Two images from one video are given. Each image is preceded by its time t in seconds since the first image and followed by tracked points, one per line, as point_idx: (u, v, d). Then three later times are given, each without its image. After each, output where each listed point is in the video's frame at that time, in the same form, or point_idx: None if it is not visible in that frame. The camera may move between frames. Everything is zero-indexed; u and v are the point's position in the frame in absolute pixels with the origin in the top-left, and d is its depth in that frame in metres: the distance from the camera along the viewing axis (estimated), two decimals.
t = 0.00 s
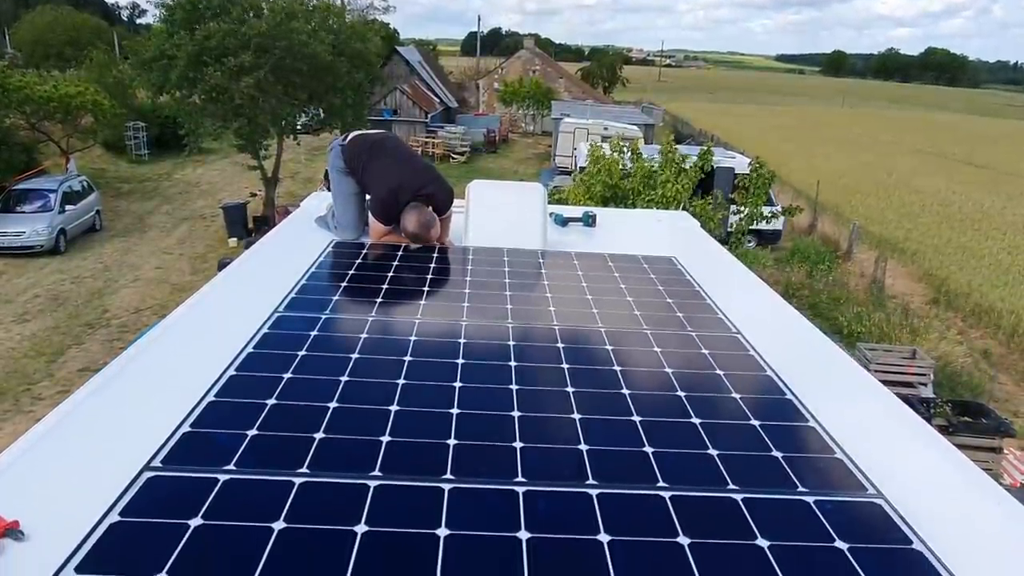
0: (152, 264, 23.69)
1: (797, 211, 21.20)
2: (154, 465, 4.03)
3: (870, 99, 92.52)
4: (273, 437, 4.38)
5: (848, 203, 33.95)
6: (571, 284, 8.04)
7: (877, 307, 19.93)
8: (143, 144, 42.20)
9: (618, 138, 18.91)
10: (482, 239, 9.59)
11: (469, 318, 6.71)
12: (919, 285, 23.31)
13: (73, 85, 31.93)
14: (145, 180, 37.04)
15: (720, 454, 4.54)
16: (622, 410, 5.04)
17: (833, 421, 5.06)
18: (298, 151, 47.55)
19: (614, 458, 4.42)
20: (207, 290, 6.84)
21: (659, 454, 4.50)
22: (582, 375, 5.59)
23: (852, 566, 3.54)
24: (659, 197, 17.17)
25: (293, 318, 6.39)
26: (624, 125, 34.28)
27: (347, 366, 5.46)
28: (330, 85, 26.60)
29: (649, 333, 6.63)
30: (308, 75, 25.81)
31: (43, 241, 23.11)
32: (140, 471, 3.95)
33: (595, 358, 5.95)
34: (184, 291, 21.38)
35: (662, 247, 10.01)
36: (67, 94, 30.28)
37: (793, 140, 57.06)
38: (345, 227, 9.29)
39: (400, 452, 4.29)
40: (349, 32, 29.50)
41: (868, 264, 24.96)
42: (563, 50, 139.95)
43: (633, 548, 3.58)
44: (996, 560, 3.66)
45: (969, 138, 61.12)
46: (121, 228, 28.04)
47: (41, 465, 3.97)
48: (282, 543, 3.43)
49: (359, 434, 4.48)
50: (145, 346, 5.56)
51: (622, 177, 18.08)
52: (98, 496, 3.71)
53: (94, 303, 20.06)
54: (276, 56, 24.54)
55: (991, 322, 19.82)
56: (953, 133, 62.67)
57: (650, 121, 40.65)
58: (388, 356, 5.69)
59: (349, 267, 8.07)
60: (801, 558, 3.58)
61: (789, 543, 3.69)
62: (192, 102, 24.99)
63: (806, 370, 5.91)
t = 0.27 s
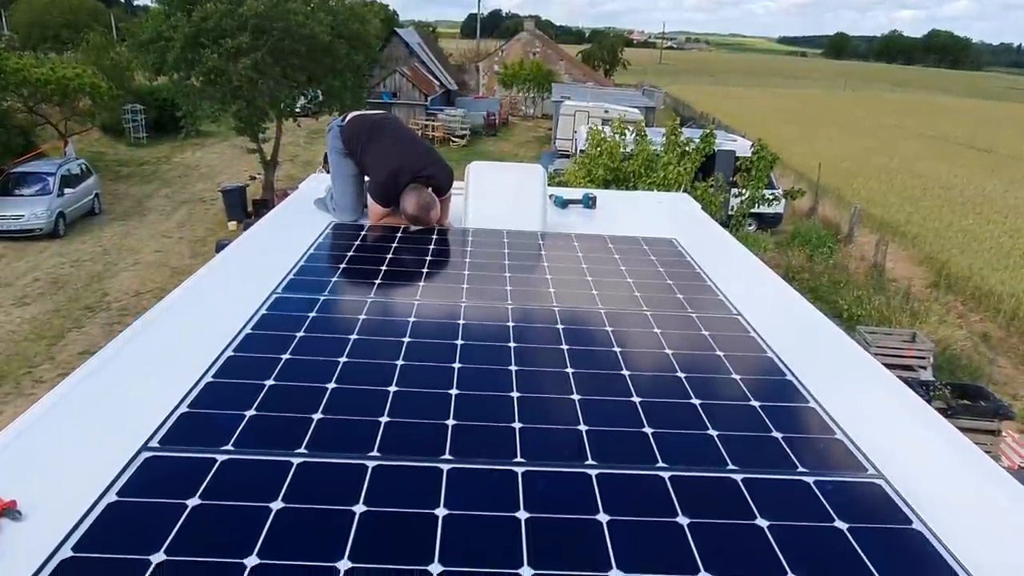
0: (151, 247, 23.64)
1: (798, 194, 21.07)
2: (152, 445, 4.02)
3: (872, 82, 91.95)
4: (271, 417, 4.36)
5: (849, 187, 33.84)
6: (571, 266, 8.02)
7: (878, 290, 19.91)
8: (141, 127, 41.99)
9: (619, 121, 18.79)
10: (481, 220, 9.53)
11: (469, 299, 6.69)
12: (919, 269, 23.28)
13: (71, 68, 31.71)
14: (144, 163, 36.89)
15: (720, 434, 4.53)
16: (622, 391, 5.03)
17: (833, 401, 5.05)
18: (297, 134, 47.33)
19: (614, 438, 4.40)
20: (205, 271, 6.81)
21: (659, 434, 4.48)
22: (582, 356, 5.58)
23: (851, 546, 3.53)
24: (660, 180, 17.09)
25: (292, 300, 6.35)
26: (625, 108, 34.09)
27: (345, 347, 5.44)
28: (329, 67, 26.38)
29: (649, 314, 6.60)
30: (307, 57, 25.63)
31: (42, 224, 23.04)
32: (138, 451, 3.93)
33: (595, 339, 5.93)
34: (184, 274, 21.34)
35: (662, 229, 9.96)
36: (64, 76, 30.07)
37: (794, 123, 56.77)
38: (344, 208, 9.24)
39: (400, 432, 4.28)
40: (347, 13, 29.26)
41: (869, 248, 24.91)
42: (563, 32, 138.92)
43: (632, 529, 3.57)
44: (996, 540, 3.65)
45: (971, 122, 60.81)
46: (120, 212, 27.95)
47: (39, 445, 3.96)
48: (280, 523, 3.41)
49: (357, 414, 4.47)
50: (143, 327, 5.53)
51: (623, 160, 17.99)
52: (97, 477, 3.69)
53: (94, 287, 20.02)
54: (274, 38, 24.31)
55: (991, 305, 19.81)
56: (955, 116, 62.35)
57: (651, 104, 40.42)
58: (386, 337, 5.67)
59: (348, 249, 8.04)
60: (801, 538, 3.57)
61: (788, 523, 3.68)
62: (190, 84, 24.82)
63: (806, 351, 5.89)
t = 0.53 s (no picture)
0: (150, 229, 23.57)
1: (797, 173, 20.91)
2: (149, 423, 4.01)
3: (875, 61, 91.20)
4: (269, 396, 4.35)
5: (850, 167, 33.67)
6: (571, 246, 7.97)
7: (878, 271, 19.86)
8: (139, 108, 41.73)
9: (619, 100, 18.64)
10: (480, 199, 9.47)
11: (468, 279, 6.65)
12: (920, 250, 23.21)
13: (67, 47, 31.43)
14: (142, 144, 36.69)
15: (719, 413, 4.52)
16: (621, 371, 5.01)
17: (833, 381, 5.04)
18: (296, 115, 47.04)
19: (613, 417, 4.39)
20: (202, 251, 6.76)
21: (658, 413, 4.47)
22: (581, 336, 5.56)
23: (849, 524, 3.53)
24: (660, 160, 16.99)
25: (290, 280, 6.32)
26: (625, 89, 33.83)
27: (343, 326, 5.42)
28: (327, 46, 26.11)
29: (649, 294, 6.57)
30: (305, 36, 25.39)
31: (41, 205, 22.95)
32: (135, 430, 3.92)
33: (594, 319, 5.91)
34: (183, 255, 21.29)
35: (662, 208, 9.91)
36: (60, 56, 29.82)
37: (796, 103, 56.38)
38: (341, 187, 9.18)
39: (398, 411, 4.27)
40: None
41: (870, 228, 24.83)
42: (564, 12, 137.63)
43: (630, 507, 3.56)
44: (995, 518, 3.66)
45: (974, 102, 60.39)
46: (119, 193, 27.84)
47: (36, 424, 3.94)
48: (278, 501, 3.42)
49: (355, 393, 4.45)
50: (141, 307, 5.50)
51: (623, 140, 17.87)
52: (94, 454, 3.69)
53: (93, 268, 19.95)
54: (271, 17, 24.05)
55: (991, 286, 19.77)
56: (958, 96, 61.91)
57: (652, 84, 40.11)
58: (384, 316, 5.65)
59: (346, 228, 7.99)
60: (799, 516, 3.57)
61: (787, 502, 3.68)
62: (187, 64, 24.61)
63: (806, 330, 5.87)
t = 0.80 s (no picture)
0: (150, 210, 23.50)
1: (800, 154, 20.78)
2: (146, 402, 4.00)
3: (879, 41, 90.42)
4: (266, 375, 4.34)
5: (852, 149, 33.48)
6: (571, 226, 7.93)
7: (879, 252, 19.81)
8: (138, 89, 41.47)
9: (620, 80, 18.48)
10: (479, 178, 9.40)
11: (466, 259, 6.62)
12: (921, 231, 23.13)
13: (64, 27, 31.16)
14: (141, 125, 36.49)
15: (718, 392, 4.50)
16: (620, 350, 5.00)
17: (833, 360, 5.01)
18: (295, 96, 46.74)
19: (612, 396, 4.38)
20: (199, 230, 6.72)
21: (657, 392, 4.46)
22: (580, 315, 5.54)
23: (847, 502, 3.53)
24: (661, 140, 16.88)
25: (288, 259, 6.29)
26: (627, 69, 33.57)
27: (341, 306, 5.40)
28: (326, 25, 25.87)
29: (648, 273, 6.54)
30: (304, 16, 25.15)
31: (40, 187, 22.85)
32: (131, 409, 3.91)
33: (593, 299, 5.88)
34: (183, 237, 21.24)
35: (663, 188, 9.83)
36: (57, 36, 29.57)
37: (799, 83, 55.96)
38: (339, 166, 9.11)
39: (397, 390, 4.26)
40: None
41: (872, 209, 24.72)
42: None
43: (628, 485, 3.56)
44: (993, 497, 3.65)
45: (978, 82, 59.93)
46: (118, 174, 27.72)
47: (32, 402, 3.94)
48: (275, 479, 3.41)
49: (353, 372, 4.44)
50: (137, 286, 5.47)
51: (624, 120, 17.75)
52: (90, 432, 3.68)
53: (93, 250, 19.89)
54: None
55: (993, 267, 19.72)
56: (962, 77, 61.44)
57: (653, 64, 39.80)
58: (382, 296, 5.62)
59: (344, 209, 7.95)
60: (797, 494, 3.56)
61: (785, 480, 3.67)
62: (185, 44, 24.39)
63: (806, 310, 5.83)
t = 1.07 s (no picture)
0: (150, 190, 23.41)
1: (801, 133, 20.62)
2: (145, 379, 4.00)
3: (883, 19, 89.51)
4: (266, 352, 4.33)
5: (855, 128, 33.25)
6: (571, 204, 7.89)
7: (881, 232, 19.74)
8: (136, 68, 41.12)
9: (622, 58, 18.30)
10: (478, 155, 9.34)
11: (466, 237, 6.60)
12: (923, 210, 23.03)
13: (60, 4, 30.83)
14: (139, 104, 36.23)
15: (718, 369, 4.50)
16: (619, 327, 5.00)
17: (832, 337, 5.01)
18: (294, 74, 46.39)
19: (611, 374, 4.37)
20: (199, 208, 6.69)
21: (657, 370, 4.46)
22: (580, 293, 5.53)
23: (846, 477, 3.54)
24: (663, 119, 16.76)
25: (287, 237, 6.27)
26: (629, 47, 33.24)
27: (341, 284, 5.39)
28: (326, 3, 25.58)
29: (648, 251, 6.52)
30: None
31: (39, 166, 22.75)
32: (131, 385, 3.91)
33: (593, 277, 5.87)
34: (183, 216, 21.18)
35: (665, 167, 9.76)
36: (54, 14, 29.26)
37: (802, 62, 55.45)
38: (339, 144, 9.06)
39: (396, 368, 4.25)
40: None
41: (874, 188, 24.60)
42: None
43: (628, 460, 3.57)
44: (991, 473, 3.66)
45: (983, 60, 59.38)
46: (117, 154, 27.58)
47: (32, 379, 3.94)
48: (275, 455, 3.42)
49: (352, 349, 4.43)
50: (137, 264, 5.46)
51: (625, 99, 17.60)
52: (90, 408, 3.69)
53: (94, 230, 19.86)
54: None
55: (994, 247, 19.66)
56: (967, 55, 60.85)
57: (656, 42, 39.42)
58: (381, 274, 5.61)
59: (343, 187, 7.91)
60: (795, 469, 3.58)
61: (784, 455, 3.69)
62: (183, 21, 24.13)
63: (807, 288, 5.82)
